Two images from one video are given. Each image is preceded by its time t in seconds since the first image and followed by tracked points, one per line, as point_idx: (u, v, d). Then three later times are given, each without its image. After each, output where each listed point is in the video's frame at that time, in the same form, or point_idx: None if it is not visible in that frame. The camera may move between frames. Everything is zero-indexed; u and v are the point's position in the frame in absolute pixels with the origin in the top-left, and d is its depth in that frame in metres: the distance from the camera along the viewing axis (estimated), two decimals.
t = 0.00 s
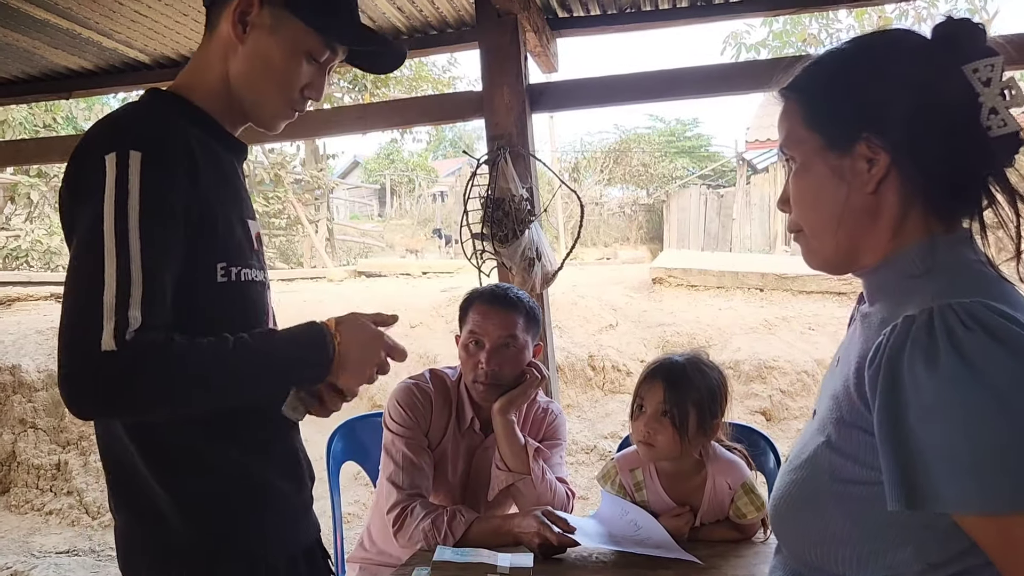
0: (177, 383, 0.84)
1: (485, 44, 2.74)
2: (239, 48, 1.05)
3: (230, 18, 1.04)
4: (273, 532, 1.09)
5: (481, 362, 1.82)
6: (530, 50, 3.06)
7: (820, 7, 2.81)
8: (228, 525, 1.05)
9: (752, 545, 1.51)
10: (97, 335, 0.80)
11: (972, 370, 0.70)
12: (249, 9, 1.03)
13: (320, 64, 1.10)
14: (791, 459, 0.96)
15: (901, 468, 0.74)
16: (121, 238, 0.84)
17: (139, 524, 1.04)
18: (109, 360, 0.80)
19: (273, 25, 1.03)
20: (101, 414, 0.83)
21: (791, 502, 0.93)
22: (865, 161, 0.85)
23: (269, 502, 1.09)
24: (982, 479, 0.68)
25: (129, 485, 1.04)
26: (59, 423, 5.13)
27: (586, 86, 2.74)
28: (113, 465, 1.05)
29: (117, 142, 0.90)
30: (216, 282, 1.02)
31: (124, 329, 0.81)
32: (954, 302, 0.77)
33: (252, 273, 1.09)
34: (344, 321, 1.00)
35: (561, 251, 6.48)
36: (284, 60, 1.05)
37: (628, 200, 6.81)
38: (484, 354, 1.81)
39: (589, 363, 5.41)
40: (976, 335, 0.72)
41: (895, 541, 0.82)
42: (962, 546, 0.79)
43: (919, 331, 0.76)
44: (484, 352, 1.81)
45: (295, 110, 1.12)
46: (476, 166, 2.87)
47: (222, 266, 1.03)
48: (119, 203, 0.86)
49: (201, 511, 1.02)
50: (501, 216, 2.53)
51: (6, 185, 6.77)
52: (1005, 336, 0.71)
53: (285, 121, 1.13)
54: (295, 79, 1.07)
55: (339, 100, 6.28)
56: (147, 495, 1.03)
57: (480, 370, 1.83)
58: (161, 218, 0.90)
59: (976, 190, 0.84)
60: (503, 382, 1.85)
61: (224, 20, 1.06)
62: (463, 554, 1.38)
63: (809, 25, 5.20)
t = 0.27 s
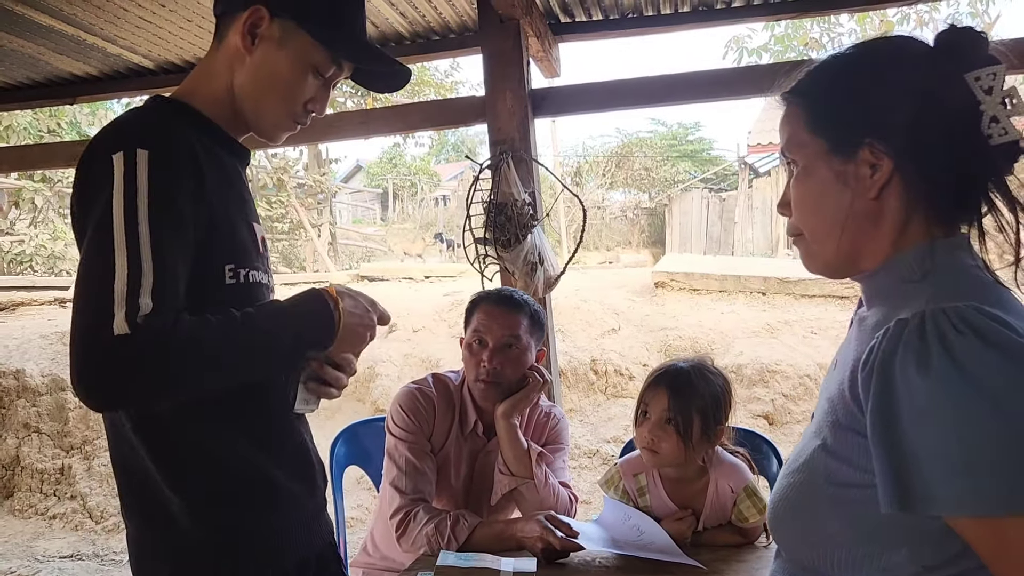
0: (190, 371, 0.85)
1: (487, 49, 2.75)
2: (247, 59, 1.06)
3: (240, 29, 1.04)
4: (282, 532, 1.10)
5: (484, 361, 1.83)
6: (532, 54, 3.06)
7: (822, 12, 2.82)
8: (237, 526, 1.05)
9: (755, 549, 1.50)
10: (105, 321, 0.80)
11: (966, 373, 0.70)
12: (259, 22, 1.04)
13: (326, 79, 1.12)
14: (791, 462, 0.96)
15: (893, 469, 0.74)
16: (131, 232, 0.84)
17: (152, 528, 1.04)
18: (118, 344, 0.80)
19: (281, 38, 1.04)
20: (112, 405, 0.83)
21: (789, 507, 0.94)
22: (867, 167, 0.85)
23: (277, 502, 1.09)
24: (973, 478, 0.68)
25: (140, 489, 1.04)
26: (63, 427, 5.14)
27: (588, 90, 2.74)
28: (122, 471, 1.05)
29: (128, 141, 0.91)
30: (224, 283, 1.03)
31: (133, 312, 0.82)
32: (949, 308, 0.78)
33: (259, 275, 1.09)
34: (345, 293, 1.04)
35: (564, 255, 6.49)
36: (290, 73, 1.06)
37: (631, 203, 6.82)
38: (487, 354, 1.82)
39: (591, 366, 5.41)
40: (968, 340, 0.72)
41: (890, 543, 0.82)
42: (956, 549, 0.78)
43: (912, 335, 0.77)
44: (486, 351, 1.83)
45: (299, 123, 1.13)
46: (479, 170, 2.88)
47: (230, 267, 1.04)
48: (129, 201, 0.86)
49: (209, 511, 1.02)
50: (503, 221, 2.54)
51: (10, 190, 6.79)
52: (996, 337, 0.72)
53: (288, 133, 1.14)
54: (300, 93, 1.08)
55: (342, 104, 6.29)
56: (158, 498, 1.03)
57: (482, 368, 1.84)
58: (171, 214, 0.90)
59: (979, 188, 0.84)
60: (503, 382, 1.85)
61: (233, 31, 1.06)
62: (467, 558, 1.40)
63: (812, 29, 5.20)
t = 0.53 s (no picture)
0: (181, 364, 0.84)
1: (486, 51, 2.75)
2: (243, 63, 1.06)
3: (237, 34, 1.05)
4: (280, 532, 1.10)
5: (483, 359, 1.84)
6: (531, 56, 3.06)
7: (821, 13, 2.82)
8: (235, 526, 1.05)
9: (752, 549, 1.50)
10: (92, 315, 0.80)
11: (944, 371, 0.70)
12: (257, 27, 1.04)
13: (322, 85, 1.12)
14: (780, 464, 0.97)
15: (877, 469, 0.74)
16: (120, 231, 0.84)
17: (151, 531, 1.04)
18: (103, 337, 0.79)
19: (278, 43, 1.05)
20: (103, 401, 0.83)
21: (778, 509, 0.94)
22: (852, 166, 0.85)
23: (273, 502, 1.09)
24: (956, 477, 0.68)
25: (137, 490, 1.04)
26: (62, 430, 5.14)
27: (587, 92, 2.75)
28: (120, 473, 1.05)
29: (119, 140, 0.91)
30: (221, 283, 1.03)
31: (119, 305, 0.81)
32: (926, 307, 0.79)
33: (255, 275, 1.09)
34: (325, 274, 1.04)
35: (562, 257, 6.49)
36: (286, 79, 1.06)
37: (630, 205, 6.82)
38: (486, 351, 1.83)
39: (590, 368, 5.41)
40: (946, 338, 0.73)
41: (877, 543, 0.82)
42: (941, 548, 0.77)
43: (893, 335, 0.77)
44: (486, 348, 1.84)
45: (294, 128, 1.13)
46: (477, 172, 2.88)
47: (226, 267, 1.04)
48: (118, 200, 0.86)
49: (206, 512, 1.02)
50: (501, 223, 2.54)
51: (9, 192, 6.77)
52: (976, 335, 0.72)
53: (284, 137, 1.14)
54: (297, 99, 1.08)
55: (341, 106, 6.28)
56: (154, 498, 1.03)
57: (481, 366, 1.84)
58: (163, 212, 0.90)
59: (960, 197, 0.85)
60: (502, 381, 1.85)
61: (231, 36, 1.07)
62: (465, 559, 1.40)
63: (810, 31, 5.20)
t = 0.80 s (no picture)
0: (175, 360, 0.84)
1: (484, 50, 2.75)
2: (235, 62, 1.06)
3: (228, 33, 1.05)
4: (276, 530, 1.10)
5: (482, 353, 1.84)
6: (529, 55, 3.06)
7: (820, 12, 2.81)
8: (231, 524, 1.05)
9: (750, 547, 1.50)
10: (86, 311, 0.80)
11: (928, 367, 0.71)
12: (248, 25, 1.05)
13: (315, 83, 1.12)
14: (771, 464, 0.97)
15: (864, 466, 0.75)
16: (114, 227, 0.84)
17: (148, 530, 1.04)
18: (97, 332, 0.80)
19: (269, 41, 1.05)
20: (96, 397, 0.83)
21: (769, 508, 0.94)
22: (839, 163, 0.86)
23: (269, 500, 1.09)
24: (941, 472, 0.68)
25: (133, 489, 1.04)
26: (61, 429, 5.14)
27: (585, 91, 2.75)
28: (116, 471, 1.06)
29: (113, 138, 0.92)
30: (216, 280, 1.03)
31: (112, 301, 0.81)
32: (908, 304, 0.79)
33: (251, 272, 1.10)
34: (320, 269, 1.05)
35: (561, 256, 6.49)
36: (279, 77, 1.06)
37: (629, 204, 6.82)
38: (485, 345, 1.84)
39: (589, 367, 5.41)
40: (930, 335, 0.73)
41: (866, 541, 0.83)
42: (928, 544, 0.78)
43: (878, 333, 0.78)
44: (485, 342, 1.84)
45: (289, 126, 1.13)
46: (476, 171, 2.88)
47: (221, 263, 1.04)
48: (112, 196, 0.86)
49: (200, 509, 1.02)
50: (500, 221, 2.54)
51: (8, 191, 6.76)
52: (959, 332, 0.72)
53: (278, 135, 1.14)
54: (290, 97, 1.08)
55: (340, 105, 6.28)
56: (151, 497, 1.03)
57: (480, 360, 1.84)
58: (158, 209, 0.91)
59: (942, 196, 0.85)
60: (501, 375, 1.86)
61: (223, 35, 1.07)
62: (463, 558, 1.39)
63: (809, 30, 5.20)
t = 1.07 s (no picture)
0: (173, 357, 0.84)
1: (484, 47, 2.75)
2: (235, 58, 1.06)
3: (228, 29, 1.05)
4: (278, 527, 1.10)
5: (483, 349, 1.84)
6: (529, 53, 3.06)
7: (820, 9, 2.81)
8: (233, 521, 1.05)
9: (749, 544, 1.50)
10: (92, 308, 0.81)
11: (922, 364, 0.71)
12: (248, 22, 1.04)
13: (315, 79, 1.12)
14: (766, 462, 0.97)
15: (859, 463, 0.75)
16: (119, 223, 0.85)
17: (151, 527, 1.04)
18: (104, 328, 0.80)
19: (269, 37, 1.04)
20: (98, 394, 0.83)
21: (764, 506, 0.94)
22: (835, 159, 0.86)
23: (271, 497, 1.09)
24: (934, 470, 0.69)
25: (136, 486, 1.04)
26: (61, 427, 5.14)
27: (584, 88, 2.75)
28: (118, 468, 1.06)
29: (116, 134, 0.92)
30: (218, 276, 1.03)
31: (119, 297, 0.81)
32: (901, 301, 0.79)
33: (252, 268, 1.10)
34: (319, 261, 1.05)
35: (561, 254, 6.49)
36: (279, 74, 1.06)
37: (629, 202, 6.83)
38: (486, 341, 1.84)
39: (589, 365, 5.41)
40: (922, 332, 0.73)
41: (862, 537, 0.83)
42: (925, 539, 0.79)
43: (870, 330, 0.78)
44: (486, 338, 1.84)
45: (289, 122, 1.13)
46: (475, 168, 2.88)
47: (223, 259, 1.04)
48: (115, 191, 0.86)
49: (202, 506, 1.02)
50: (499, 219, 2.55)
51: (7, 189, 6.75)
52: (951, 328, 0.72)
53: (277, 132, 1.14)
54: (290, 94, 1.08)
55: (339, 103, 6.27)
56: (154, 494, 1.03)
57: (481, 356, 1.84)
58: (161, 205, 0.91)
59: (939, 195, 0.85)
60: (503, 371, 1.85)
61: (222, 31, 1.07)
62: (463, 554, 1.40)
63: (809, 27, 5.20)
